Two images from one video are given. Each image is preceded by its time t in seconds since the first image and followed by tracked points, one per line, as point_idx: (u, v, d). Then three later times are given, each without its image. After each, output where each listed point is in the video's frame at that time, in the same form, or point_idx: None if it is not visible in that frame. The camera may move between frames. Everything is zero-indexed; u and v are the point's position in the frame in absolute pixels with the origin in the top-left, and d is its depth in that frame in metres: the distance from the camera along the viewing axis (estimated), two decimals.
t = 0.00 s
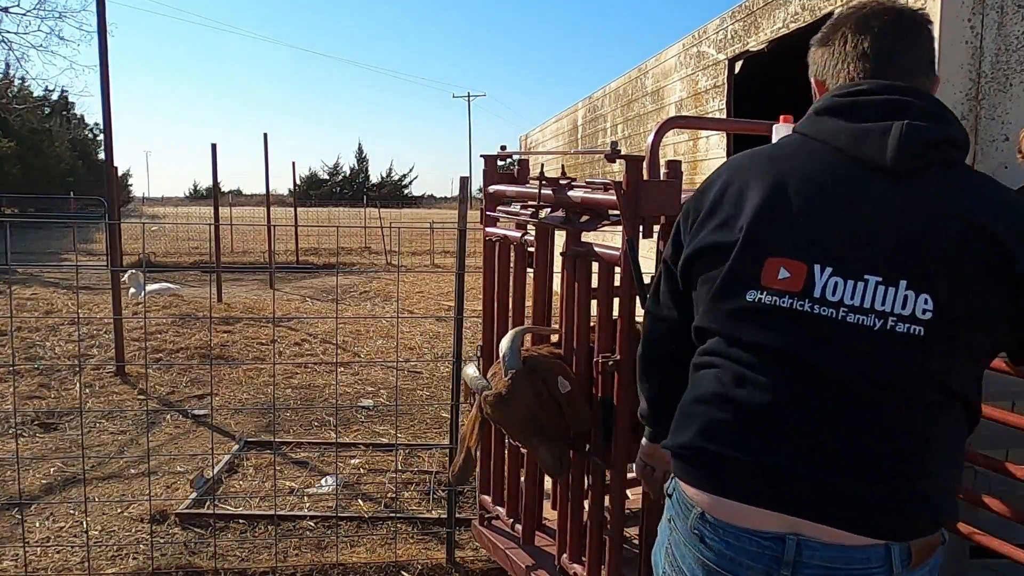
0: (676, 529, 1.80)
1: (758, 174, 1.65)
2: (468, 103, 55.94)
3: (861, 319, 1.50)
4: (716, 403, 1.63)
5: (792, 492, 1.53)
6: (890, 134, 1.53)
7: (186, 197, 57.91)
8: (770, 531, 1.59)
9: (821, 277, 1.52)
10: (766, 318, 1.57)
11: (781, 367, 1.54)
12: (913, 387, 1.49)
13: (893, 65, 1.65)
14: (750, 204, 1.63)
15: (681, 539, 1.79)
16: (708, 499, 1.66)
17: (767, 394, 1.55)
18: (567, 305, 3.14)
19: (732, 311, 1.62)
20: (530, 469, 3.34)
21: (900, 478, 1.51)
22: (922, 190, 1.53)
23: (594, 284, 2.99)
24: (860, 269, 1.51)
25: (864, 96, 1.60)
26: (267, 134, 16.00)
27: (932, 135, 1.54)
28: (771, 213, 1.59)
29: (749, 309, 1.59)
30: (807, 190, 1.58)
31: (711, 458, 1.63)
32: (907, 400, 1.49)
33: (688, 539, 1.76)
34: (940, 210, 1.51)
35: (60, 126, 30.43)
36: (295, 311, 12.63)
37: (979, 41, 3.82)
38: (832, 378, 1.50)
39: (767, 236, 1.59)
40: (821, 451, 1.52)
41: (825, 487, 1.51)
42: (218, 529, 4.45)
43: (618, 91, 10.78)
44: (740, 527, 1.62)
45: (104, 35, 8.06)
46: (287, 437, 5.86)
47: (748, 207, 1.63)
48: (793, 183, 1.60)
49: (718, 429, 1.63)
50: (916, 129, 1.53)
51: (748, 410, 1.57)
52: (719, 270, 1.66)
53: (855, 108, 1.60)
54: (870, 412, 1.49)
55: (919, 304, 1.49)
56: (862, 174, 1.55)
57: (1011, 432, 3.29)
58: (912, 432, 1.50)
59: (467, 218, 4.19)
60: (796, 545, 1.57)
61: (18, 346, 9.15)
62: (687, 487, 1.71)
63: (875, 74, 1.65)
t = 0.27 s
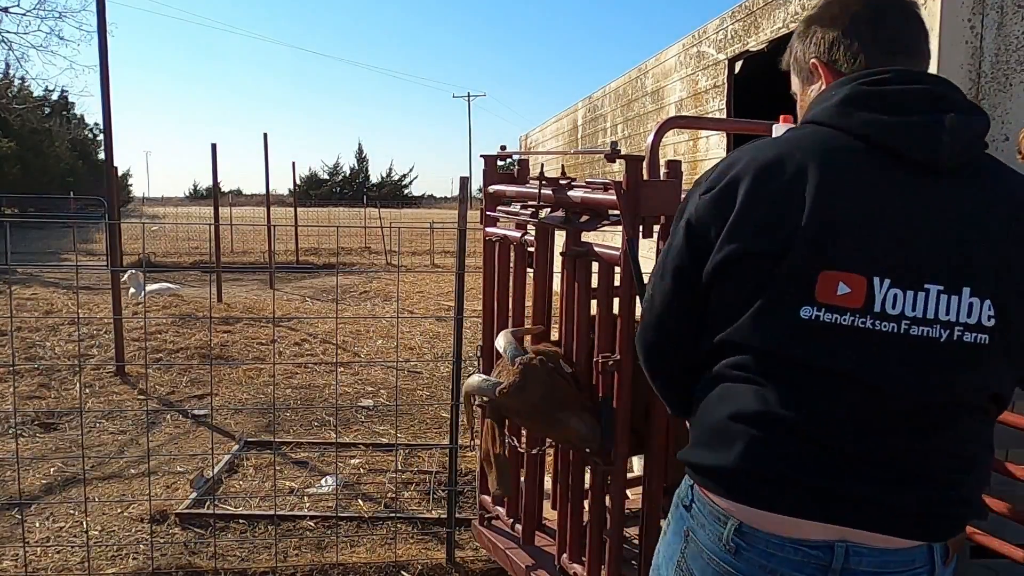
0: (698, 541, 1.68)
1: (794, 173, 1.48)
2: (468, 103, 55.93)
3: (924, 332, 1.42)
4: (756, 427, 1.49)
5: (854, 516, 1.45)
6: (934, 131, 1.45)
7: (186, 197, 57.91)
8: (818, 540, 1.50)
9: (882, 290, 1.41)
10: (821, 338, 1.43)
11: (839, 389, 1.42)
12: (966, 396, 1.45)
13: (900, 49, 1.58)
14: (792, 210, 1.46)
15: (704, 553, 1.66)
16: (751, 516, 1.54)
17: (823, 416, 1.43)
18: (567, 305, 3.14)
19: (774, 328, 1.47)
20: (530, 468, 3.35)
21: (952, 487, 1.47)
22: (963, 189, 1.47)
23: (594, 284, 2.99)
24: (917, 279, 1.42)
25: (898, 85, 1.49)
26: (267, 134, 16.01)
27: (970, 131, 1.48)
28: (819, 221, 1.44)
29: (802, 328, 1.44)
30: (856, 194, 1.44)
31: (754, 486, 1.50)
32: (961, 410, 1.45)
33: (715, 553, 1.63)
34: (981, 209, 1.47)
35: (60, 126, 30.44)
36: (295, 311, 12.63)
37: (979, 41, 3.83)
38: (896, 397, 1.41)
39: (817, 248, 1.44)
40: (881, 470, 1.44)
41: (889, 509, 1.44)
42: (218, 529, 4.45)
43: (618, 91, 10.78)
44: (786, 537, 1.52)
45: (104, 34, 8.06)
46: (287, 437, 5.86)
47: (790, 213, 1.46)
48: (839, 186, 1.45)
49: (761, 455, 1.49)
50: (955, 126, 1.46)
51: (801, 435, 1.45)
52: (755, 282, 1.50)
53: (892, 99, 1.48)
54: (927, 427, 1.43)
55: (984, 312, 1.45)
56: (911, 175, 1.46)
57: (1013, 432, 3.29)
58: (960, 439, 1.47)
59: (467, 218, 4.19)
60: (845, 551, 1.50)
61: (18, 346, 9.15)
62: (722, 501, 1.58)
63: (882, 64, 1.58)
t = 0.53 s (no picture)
0: (688, 549, 1.67)
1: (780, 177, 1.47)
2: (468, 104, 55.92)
3: (913, 337, 1.45)
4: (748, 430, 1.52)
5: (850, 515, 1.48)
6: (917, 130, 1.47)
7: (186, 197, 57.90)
8: (814, 545, 1.52)
9: (872, 297, 1.44)
10: (813, 347, 1.46)
11: (826, 391, 1.46)
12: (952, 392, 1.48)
13: (871, 44, 1.59)
14: (783, 215, 1.46)
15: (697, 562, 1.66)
16: (746, 523, 1.55)
17: (814, 420, 1.46)
18: (566, 304, 3.14)
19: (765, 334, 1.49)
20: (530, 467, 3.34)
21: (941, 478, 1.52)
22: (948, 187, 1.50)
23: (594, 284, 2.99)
24: (905, 283, 1.45)
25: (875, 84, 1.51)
26: (267, 134, 16.01)
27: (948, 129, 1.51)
28: (808, 226, 1.45)
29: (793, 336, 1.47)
30: (844, 199, 1.45)
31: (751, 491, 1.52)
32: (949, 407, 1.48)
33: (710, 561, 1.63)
34: (964, 206, 1.50)
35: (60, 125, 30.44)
36: (295, 311, 12.63)
37: (979, 41, 3.82)
38: (886, 398, 1.45)
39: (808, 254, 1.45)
40: (872, 469, 1.48)
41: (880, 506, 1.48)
42: (218, 529, 4.45)
43: (618, 91, 10.78)
44: (784, 543, 1.53)
45: (104, 34, 8.06)
46: (287, 437, 5.86)
47: (782, 223, 1.46)
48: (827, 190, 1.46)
49: (754, 459, 1.51)
50: (936, 126, 1.48)
51: (791, 438, 1.48)
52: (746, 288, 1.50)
53: (869, 98, 1.49)
54: (919, 425, 1.47)
55: (973, 314, 1.49)
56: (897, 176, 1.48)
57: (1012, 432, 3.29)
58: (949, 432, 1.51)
59: (467, 218, 4.19)
60: (841, 555, 1.52)
61: (18, 346, 9.15)
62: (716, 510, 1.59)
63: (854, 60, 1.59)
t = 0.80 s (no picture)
0: (622, 561, 1.65)
1: (685, 189, 1.44)
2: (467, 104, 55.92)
3: (826, 340, 1.44)
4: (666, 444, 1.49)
5: (775, 521, 1.47)
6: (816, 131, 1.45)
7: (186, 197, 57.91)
8: (739, 551, 1.51)
9: (783, 304, 1.42)
10: (727, 357, 1.43)
11: (742, 401, 1.44)
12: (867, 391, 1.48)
13: (762, 42, 1.55)
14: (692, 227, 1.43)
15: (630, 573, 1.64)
16: (671, 531, 1.54)
17: (730, 429, 1.45)
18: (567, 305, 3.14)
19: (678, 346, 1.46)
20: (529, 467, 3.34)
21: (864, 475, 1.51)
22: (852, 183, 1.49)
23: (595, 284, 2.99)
24: (816, 287, 1.44)
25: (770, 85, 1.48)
26: (267, 134, 16.01)
27: (845, 126, 1.49)
28: (717, 238, 1.42)
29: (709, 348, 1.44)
30: (751, 207, 1.43)
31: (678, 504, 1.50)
32: (865, 406, 1.48)
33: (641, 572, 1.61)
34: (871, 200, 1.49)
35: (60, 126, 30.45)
36: (295, 311, 12.63)
37: (979, 41, 3.84)
38: (800, 402, 1.44)
39: (719, 266, 1.42)
40: (791, 474, 1.47)
41: (806, 510, 1.47)
42: (218, 529, 4.45)
43: (618, 92, 10.78)
44: (710, 551, 1.52)
45: (104, 34, 8.06)
46: (287, 437, 5.86)
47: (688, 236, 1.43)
48: (733, 199, 1.43)
49: (677, 473, 1.49)
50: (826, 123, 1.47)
51: (713, 450, 1.46)
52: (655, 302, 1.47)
53: (765, 102, 1.46)
54: (834, 426, 1.46)
55: (881, 313, 1.48)
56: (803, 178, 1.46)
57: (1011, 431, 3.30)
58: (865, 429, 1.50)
59: (466, 218, 4.19)
60: (767, 561, 1.50)
61: (18, 346, 9.15)
62: (643, 519, 1.57)
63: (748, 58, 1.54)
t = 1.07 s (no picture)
0: (529, 540, 1.71)
1: (571, 188, 1.49)
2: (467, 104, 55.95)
3: (713, 323, 1.47)
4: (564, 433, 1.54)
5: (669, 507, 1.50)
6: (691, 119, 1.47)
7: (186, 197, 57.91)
8: (629, 535, 1.53)
9: (666, 292, 1.45)
10: (615, 348, 1.47)
11: (631, 390, 1.48)
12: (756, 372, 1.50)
13: (643, 31, 1.55)
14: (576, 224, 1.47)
15: (537, 556, 1.69)
16: (568, 513, 1.58)
17: (620, 415, 1.49)
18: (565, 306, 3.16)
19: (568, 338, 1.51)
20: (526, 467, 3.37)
21: (765, 456, 1.53)
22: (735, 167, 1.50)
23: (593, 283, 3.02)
24: (698, 273, 1.46)
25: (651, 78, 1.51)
26: (267, 134, 16.01)
27: (727, 113, 1.51)
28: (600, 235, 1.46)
29: (595, 339, 1.48)
30: (633, 201, 1.46)
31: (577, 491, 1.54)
32: (757, 387, 1.50)
33: (545, 554, 1.66)
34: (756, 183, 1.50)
35: (60, 125, 30.45)
36: (295, 311, 12.63)
37: (979, 41, 3.84)
38: (687, 387, 1.47)
39: (603, 260, 1.46)
40: (683, 459, 1.49)
41: (702, 498, 1.49)
42: (218, 529, 4.44)
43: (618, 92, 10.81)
44: (600, 533, 1.55)
45: (104, 34, 8.06)
46: (287, 437, 5.86)
47: (575, 234, 1.47)
48: (616, 195, 1.47)
49: (577, 460, 1.54)
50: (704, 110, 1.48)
51: (607, 437, 1.50)
52: (546, 297, 1.52)
53: (644, 97, 1.49)
54: (724, 410, 1.49)
55: (766, 294, 1.50)
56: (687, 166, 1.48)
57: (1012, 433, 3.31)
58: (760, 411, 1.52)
59: (466, 218, 4.19)
60: (653, 547, 1.52)
61: (18, 346, 9.15)
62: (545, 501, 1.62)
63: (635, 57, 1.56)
